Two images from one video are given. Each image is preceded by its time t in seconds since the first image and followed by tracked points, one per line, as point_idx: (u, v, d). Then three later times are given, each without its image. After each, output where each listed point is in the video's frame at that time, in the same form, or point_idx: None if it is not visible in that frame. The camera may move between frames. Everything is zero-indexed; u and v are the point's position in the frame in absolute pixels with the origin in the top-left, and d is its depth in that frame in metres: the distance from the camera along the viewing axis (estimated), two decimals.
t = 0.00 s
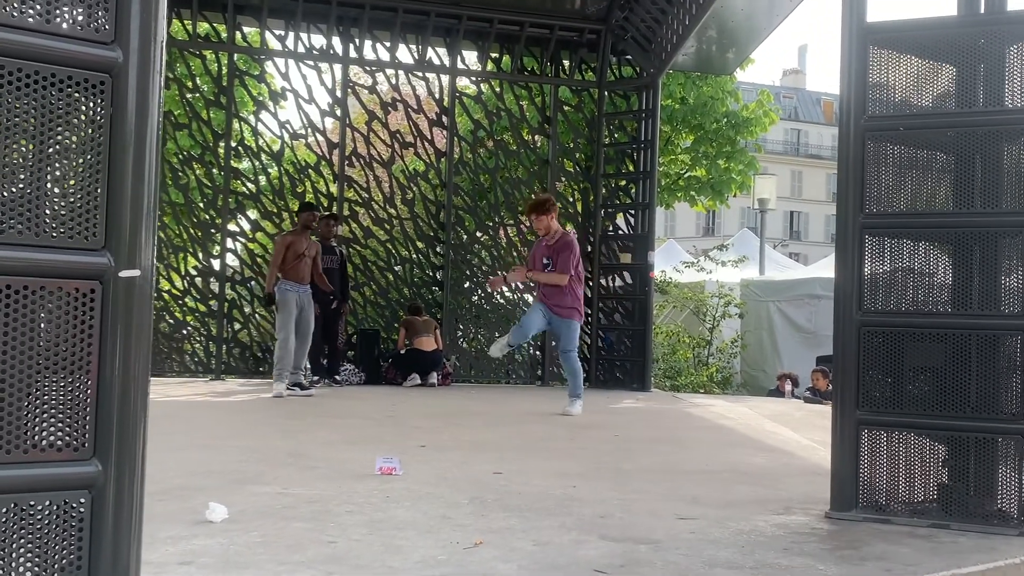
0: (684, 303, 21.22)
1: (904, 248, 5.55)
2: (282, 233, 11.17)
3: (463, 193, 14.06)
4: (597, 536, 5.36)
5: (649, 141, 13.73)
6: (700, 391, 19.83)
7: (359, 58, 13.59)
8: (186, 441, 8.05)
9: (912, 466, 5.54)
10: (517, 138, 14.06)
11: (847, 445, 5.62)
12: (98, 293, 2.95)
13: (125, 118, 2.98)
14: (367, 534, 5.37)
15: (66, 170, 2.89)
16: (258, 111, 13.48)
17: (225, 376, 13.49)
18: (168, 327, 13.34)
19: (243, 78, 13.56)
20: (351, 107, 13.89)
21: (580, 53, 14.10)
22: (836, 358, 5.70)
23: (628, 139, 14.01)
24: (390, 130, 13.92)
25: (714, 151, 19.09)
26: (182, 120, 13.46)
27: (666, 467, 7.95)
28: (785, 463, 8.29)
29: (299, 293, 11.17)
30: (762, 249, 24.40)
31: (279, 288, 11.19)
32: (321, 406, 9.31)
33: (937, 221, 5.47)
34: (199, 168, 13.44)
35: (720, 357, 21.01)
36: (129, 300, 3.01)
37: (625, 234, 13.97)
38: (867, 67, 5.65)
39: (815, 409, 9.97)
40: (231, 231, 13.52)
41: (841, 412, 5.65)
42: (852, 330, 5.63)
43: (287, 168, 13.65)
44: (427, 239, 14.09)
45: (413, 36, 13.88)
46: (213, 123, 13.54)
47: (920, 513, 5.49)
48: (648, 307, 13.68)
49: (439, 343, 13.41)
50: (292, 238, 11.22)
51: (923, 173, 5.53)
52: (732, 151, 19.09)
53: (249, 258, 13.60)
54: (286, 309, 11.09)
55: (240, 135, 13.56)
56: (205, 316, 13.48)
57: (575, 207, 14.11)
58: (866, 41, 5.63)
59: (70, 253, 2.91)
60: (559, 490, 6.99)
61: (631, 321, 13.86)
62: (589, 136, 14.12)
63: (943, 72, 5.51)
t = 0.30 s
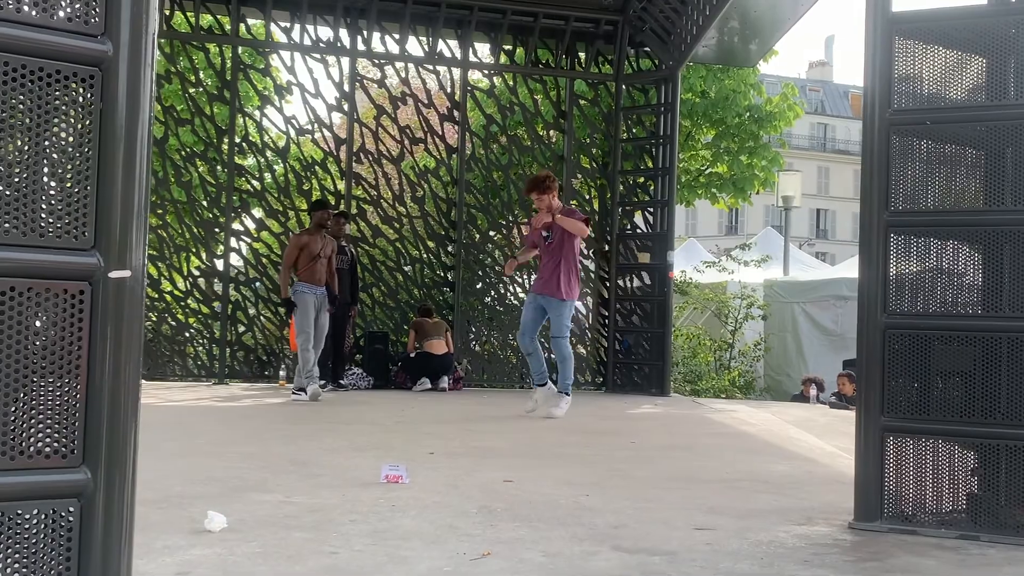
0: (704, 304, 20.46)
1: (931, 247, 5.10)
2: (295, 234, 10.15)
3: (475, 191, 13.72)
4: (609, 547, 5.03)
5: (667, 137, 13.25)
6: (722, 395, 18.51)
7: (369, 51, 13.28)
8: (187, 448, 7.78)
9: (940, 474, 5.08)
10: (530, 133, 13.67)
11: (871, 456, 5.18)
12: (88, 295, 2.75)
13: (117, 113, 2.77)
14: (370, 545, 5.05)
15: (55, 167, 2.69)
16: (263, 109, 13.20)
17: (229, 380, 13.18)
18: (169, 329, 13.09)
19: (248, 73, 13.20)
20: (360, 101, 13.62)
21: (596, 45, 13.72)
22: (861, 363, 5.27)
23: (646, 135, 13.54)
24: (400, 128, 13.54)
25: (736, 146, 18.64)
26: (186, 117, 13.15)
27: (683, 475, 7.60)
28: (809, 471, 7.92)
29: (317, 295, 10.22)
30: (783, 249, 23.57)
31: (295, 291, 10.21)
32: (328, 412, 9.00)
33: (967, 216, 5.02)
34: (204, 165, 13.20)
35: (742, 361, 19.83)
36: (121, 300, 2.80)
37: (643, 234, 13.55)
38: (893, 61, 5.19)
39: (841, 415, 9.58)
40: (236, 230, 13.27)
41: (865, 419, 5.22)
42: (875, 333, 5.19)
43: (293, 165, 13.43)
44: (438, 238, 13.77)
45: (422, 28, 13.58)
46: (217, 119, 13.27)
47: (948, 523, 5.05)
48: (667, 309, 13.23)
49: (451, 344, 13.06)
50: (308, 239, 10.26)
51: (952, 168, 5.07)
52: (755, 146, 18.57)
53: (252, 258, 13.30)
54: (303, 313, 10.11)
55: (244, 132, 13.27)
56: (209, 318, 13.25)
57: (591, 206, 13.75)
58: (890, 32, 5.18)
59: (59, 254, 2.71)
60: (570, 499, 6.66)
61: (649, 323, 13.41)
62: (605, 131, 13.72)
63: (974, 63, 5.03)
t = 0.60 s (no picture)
0: (718, 308, 17.10)
1: (959, 245, 4.45)
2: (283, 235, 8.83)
3: (469, 185, 11.31)
4: (612, 568, 4.45)
5: (677, 127, 11.09)
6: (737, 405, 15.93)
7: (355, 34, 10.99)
8: (158, 463, 7.20)
9: (968, 489, 4.43)
10: (531, 122, 11.31)
11: (893, 472, 4.54)
12: (42, 295, 2.63)
13: (72, 101, 2.65)
14: (354, 566, 4.45)
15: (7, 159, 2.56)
16: (240, 94, 10.92)
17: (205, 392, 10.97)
18: (142, 335, 10.83)
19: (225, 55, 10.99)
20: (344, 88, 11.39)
21: (600, 28, 11.33)
22: (882, 371, 4.61)
23: (655, 124, 11.29)
24: (389, 114, 11.21)
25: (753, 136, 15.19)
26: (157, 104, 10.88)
27: (695, 491, 6.99)
28: (830, 486, 7.27)
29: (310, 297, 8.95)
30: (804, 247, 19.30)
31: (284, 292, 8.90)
32: (312, 424, 8.37)
33: (999, 209, 4.38)
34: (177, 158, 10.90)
35: (758, 369, 16.86)
36: (79, 305, 2.67)
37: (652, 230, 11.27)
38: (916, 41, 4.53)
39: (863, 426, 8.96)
40: (213, 227, 10.96)
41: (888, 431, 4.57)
42: (897, 339, 4.54)
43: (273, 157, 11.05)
44: (431, 236, 11.38)
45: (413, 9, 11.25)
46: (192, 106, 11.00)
47: (976, 542, 4.41)
48: (677, 312, 10.96)
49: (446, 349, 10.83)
50: (297, 238, 8.93)
51: (983, 158, 4.42)
52: (772, 136, 15.26)
53: (234, 258, 11.01)
54: (295, 319, 8.84)
55: (221, 120, 10.94)
56: (183, 324, 10.96)
57: (595, 199, 11.39)
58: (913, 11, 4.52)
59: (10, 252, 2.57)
60: (569, 517, 6.05)
61: (658, 327, 11.14)
62: (611, 120, 11.38)
63: (1008, 47, 4.38)
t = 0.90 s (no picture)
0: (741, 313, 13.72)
1: (1019, 241, 3.51)
2: (245, 227, 7.99)
3: (455, 171, 10.06)
4: None
5: (694, 105, 9.88)
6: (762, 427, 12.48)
7: None
8: (89, 490, 6.15)
9: None
10: (525, 100, 10.13)
11: (937, 511, 3.60)
12: None
13: None
14: None
15: None
16: (190, 66, 9.45)
17: (149, 410, 9.54)
18: (75, 345, 9.41)
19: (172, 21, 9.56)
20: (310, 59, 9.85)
21: None
22: (924, 388, 3.66)
23: (668, 102, 10.12)
24: (361, 89, 9.87)
25: (779, 117, 13.11)
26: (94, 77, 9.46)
27: (720, 521, 5.97)
28: (873, 514, 6.25)
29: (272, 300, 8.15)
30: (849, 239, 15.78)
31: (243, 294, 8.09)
32: (275, 447, 7.35)
33: None
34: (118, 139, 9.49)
35: (788, 385, 13.51)
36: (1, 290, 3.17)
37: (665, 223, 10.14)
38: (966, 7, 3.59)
39: (907, 451, 7.94)
40: (158, 220, 9.50)
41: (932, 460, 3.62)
42: (940, 350, 3.60)
43: (228, 137, 9.59)
44: (410, 230, 10.00)
45: None
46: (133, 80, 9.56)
47: None
48: (693, 320, 9.85)
49: (424, 362, 9.65)
50: (259, 230, 8.10)
51: None
52: (803, 116, 13.07)
53: (183, 256, 9.55)
54: (255, 325, 8.04)
55: (167, 96, 9.52)
56: (124, 331, 9.51)
57: (599, 189, 10.26)
58: None
59: None
60: (575, 555, 5.05)
61: (671, 336, 10.04)
62: (616, 97, 10.23)
63: None
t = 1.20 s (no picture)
0: (763, 317, 12.78)
1: None
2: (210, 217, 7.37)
3: (442, 157, 9.33)
4: None
5: (710, 84, 9.16)
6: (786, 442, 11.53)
7: None
8: (26, 513, 5.42)
9: None
10: (522, 80, 9.43)
11: (977, 535, 3.38)
12: None
13: None
14: None
15: None
16: (147, 40, 8.72)
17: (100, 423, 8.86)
18: (18, 351, 8.77)
19: None
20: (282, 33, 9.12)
21: None
22: (962, 400, 3.43)
23: (682, 81, 9.45)
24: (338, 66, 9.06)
25: (805, 98, 12.27)
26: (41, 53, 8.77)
27: (738, 544, 5.27)
28: (915, 536, 5.56)
29: (245, 299, 7.48)
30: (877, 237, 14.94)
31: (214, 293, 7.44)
32: (242, 467, 6.66)
33: None
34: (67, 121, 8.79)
35: (814, 397, 12.61)
36: None
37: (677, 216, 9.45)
38: None
39: (947, 471, 7.23)
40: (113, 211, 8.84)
41: (970, 481, 3.41)
42: (980, 358, 3.38)
43: (189, 119, 8.87)
44: (392, 224, 9.26)
45: None
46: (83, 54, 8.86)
47: None
48: (709, 323, 9.17)
49: (408, 371, 8.95)
50: (228, 222, 7.44)
51: None
52: (831, 97, 12.24)
53: (139, 253, 8.85)
54: (224, 325, 7.43)
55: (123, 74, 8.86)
56: (72, 334, 8.83)
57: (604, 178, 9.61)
58: None
59: None
60: None
61: (683, 341, 9.33)
62: (623, 75, 9.57)
63: None
